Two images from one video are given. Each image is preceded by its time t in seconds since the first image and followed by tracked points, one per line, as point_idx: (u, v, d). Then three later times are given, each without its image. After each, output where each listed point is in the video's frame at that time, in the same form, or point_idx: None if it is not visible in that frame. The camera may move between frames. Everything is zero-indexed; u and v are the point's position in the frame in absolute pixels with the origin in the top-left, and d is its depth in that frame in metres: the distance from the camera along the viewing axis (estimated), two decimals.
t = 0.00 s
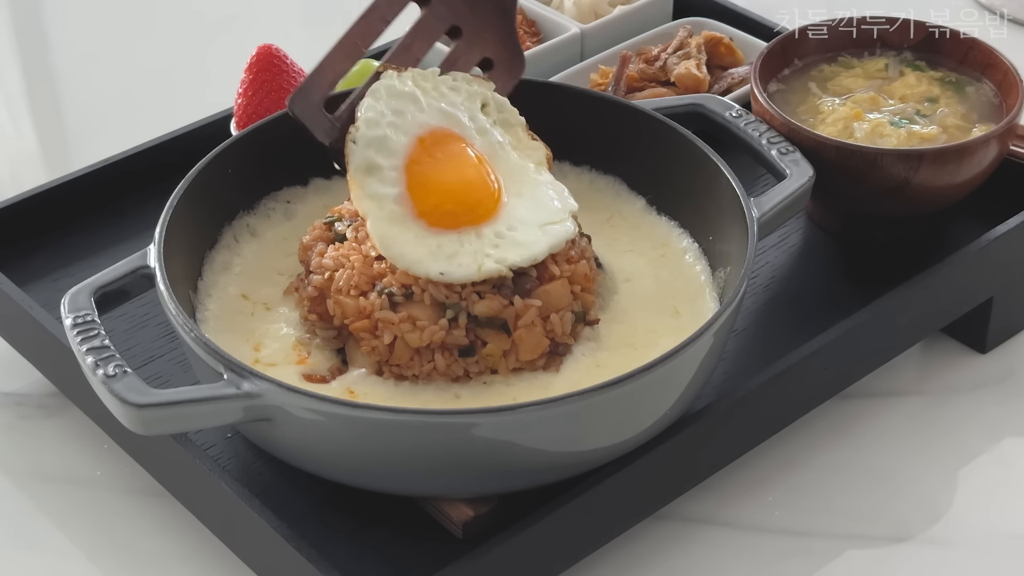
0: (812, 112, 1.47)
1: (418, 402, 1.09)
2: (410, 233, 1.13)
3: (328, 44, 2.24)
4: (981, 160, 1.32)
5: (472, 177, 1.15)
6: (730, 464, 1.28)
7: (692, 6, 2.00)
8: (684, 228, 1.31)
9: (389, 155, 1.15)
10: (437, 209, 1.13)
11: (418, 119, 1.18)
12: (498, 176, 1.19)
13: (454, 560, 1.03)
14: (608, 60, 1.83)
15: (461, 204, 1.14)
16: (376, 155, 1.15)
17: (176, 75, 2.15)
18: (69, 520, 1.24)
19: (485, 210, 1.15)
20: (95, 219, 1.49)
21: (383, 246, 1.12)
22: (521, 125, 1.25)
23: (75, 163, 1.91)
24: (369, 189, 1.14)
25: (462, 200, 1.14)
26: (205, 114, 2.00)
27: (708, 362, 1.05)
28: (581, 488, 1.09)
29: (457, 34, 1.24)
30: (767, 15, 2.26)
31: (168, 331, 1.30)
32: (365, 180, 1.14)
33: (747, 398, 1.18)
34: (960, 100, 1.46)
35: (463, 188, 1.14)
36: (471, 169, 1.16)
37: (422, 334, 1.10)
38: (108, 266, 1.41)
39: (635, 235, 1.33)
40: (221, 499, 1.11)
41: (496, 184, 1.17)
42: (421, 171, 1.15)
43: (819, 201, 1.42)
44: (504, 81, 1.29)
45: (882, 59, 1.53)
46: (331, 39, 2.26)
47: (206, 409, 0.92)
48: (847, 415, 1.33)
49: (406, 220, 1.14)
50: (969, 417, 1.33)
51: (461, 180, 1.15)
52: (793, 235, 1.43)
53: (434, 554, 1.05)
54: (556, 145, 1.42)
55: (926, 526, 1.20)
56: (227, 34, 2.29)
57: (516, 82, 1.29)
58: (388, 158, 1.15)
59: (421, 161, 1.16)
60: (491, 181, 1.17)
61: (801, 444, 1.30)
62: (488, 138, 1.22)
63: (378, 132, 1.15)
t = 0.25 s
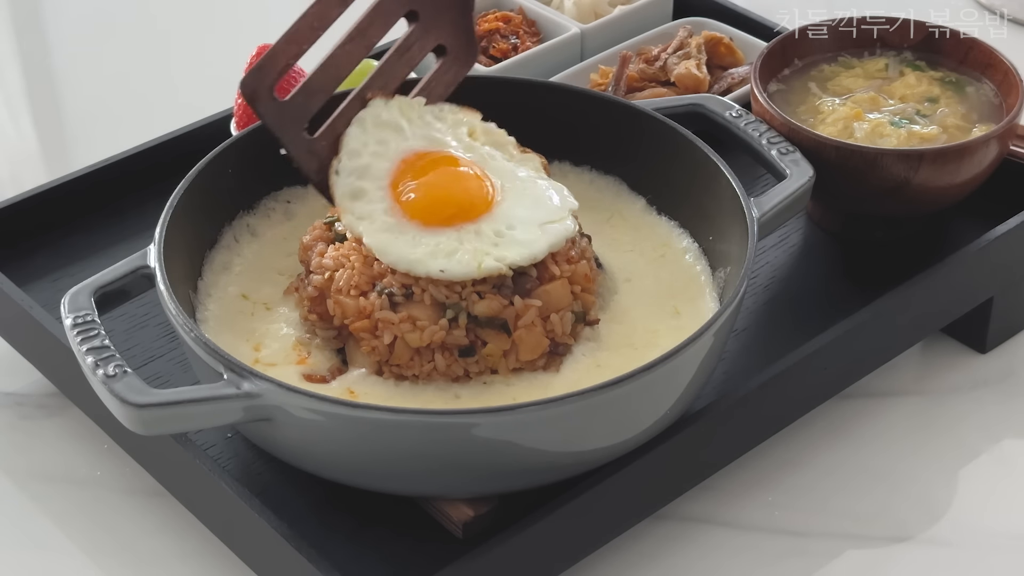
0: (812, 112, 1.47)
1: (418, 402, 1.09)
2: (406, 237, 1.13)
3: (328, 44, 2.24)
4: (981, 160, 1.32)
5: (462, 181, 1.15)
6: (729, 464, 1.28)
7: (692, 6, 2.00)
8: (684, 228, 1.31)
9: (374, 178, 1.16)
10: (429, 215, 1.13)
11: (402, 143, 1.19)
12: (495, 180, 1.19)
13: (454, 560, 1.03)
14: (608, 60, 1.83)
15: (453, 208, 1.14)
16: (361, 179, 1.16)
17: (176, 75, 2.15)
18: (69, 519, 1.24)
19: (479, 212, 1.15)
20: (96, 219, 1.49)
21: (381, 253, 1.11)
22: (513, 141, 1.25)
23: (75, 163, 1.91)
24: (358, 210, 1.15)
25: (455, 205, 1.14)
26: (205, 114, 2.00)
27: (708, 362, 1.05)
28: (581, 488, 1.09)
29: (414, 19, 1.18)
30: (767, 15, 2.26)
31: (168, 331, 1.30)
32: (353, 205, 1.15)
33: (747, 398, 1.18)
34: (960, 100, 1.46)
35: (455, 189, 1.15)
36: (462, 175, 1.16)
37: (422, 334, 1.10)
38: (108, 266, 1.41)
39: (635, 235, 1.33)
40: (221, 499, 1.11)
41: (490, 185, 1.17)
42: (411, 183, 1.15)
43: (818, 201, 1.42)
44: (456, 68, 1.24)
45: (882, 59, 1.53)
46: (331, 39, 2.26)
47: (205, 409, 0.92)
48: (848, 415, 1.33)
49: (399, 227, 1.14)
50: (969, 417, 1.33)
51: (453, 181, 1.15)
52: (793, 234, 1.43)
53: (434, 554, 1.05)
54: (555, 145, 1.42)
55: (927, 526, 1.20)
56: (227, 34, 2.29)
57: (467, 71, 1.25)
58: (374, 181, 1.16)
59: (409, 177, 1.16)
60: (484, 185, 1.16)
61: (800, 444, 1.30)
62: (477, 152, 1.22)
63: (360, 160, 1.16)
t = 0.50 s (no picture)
0: (811, 112, 1.47)
1: (418, 402, 1.09)
2: (405, 237, 1.13)
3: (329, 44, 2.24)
4: (981, 160, 1.32)
5: (457, 182, 1.16)
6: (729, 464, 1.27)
7: (693, 6, 2.00)
8: (684, 228, 1.31)
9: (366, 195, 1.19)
10: (426, 214, 1.14)
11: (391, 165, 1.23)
12: (491, 185, 1.20)
13: (454, 560, 1.03)
14: (608, 60, 1.83)
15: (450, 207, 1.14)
16: (354, 197, 1.19)
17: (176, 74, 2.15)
18: (69, 519, 1.24)
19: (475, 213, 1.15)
20: (96, 219, 1.49)
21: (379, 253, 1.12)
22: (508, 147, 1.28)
23: (75, 163, 1.91)
24: (353, 222, 1.17)
25: (452, 205, 1.14)
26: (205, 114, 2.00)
27: (708, 362, 1.04)
28: (581, 488, 1.09)
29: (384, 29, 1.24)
30: (767, 15, 2.26)
31: (168, 331, 1.30)
32: (348, 218, 1.17)
33: (747, 398, 1.18)
34: (960, 100, 1.46)
35: (449, 190, 1.15)
36: (456, 177, 1.17)
37: (422, 334, 1.10)
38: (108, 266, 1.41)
39: (635, 235, 1.33)
40: (221, 499, 1.11)
41: (484, 189, 1.18)
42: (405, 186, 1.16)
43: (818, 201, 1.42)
44: (417, 83, 1.30)
45: (882, 59, 1.54)
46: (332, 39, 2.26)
47: (206, 409, 0.92)
48: (848, 415, 1.33)
49: (397, 227, 1.14)
50: (969, 417, 1.33)
51: (446, 183, 1.16)
52: (794, 234, 1.43)
53: (434, 554, 1.05)
54: (554, 145, 1.42)
55: (927, 526, 1.20)
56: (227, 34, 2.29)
57: (428, 87, 1.31)
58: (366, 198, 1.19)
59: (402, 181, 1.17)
60: (479, 189, 1.17)
61: (801, 444, 1.30)
62: (471, 155, 1.26)
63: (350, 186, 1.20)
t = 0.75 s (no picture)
0: (811, 112, 1.47)
1: (418, 402, 1.09)
2: (405, 237, 1.13)
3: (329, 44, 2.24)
4: (981, 160, 1.32)
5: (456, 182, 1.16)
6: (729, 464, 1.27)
7: (693, 6, 2.00)
8: (684, 228, 1.31)
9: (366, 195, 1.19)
10: (426, 214, 1.14)
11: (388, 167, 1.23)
12: (492, 185, 1.20)
13: (454, 560, 1.03)
14: (608, 61, 1.83)
15: (449, 207, 1.14)
16: (354, 198, 1.19)
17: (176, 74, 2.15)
18: (69, 519, 1.24)
19: (474, 214, 1.15)
20: (96, 219, 1.49)
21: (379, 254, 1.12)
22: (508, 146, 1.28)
23: (75, 163, 1.91)
24: (353, 222, 1.17)
25: (451, 204, 1.14)
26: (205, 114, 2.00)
27: (708, 362, 1.04)
28: (581, 488, 1.09)
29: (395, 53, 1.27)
30: (766, 15, 2.26)
31: (168, 331, 1.30)
32: (348, 219, 1.18)
33: (747, 399, 1.18)
34: (960, 100, 1.46)
35: (449, 190, 1.15)
36: (455, 177, 1.16)
37: (422, 334, 1.10)
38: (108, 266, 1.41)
39: (635, 235, 1.33)
40: (221, 499, 1.11)
41: (484, 190, 1.18)
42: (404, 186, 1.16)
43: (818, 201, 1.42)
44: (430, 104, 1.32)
45: (882, 59, 1.54)
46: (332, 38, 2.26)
47: (206, 409, 0.92)
48: (848, 415, 1.33)
49: (397, 227, 1.14)
50: (969, 417, 1.33)
51: (446, 182, 1.16)
52: (794, 234, 1.43)
53: (434, 554, 1.05)
54: (554, 146, 1.42)
55: (927, 526, 1.20)
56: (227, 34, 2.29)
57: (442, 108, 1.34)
58: (366, 198, 1.19)
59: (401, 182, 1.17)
60: (479, 189, 1.17)
61: (801, 444, 1.30)
62: (471, 156, 1.26)
63: (349, 186, 1.21)
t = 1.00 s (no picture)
0: (812, 113, 1.47)
1: (418, 402, 1.09)
2: (404, 237, 1.13)
3: (329, 44, 2.24)
4: (981, 160, 1.32)
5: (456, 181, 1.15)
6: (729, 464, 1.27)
7: (693, 6, 2.00)
8: (683, 228, 1.31)
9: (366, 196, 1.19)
10: (424, 214, 1.13)
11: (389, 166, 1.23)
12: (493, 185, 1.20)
13: (454, 561, 1.03)
14: (608, 60, 1.83)
15: (448, 206, 1.13)
16: (353, 198, 1.19)
17: (177, 74, 2.15)
18: (68, 519, 1.24)
19: (474, 213, 1.14)
20: (95, 219, 1.49)
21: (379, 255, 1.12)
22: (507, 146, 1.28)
23: (74, 163, 1.91)
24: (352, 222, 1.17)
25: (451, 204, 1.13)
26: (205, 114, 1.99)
27: (708, 362, 1.04)
28: (581, 489, 1.08)
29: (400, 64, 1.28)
30: (766, 15, 2.26)
31: (168, 331, 1.30)
32: (347, 220, 1.18)
33: (747, 399, 1.18)
34: (960, 100, 1.46)
35: (449, 190, 1.14)
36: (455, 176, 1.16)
37: (422, 334, 1.10)
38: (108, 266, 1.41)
39: (635, 235, 1.33)
40: (221, 499, 1.11)
41: (484, 189, 1.17)
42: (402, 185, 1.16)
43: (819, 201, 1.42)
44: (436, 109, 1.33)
45: (882, 60, 1.54)
46: (331, 38, 2.26)
47: (205, 410, 0.92)
48: (848, 415, 1.33)
49: (396, 228, 1.14)
50: (969, 417, 1.33)
51: (446, 182, 1.15)
52: (794, 234, 1.43)
53: (434, 555, 1.04)
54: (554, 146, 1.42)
55: (927, 526, 1.20)
56: (227, 34, 2.29)
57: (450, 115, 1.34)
58: (366, 198, 1.19)
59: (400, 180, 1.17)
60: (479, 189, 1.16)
61: (800, 444, 1.30)
62: (471, 156, 1.26)
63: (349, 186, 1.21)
